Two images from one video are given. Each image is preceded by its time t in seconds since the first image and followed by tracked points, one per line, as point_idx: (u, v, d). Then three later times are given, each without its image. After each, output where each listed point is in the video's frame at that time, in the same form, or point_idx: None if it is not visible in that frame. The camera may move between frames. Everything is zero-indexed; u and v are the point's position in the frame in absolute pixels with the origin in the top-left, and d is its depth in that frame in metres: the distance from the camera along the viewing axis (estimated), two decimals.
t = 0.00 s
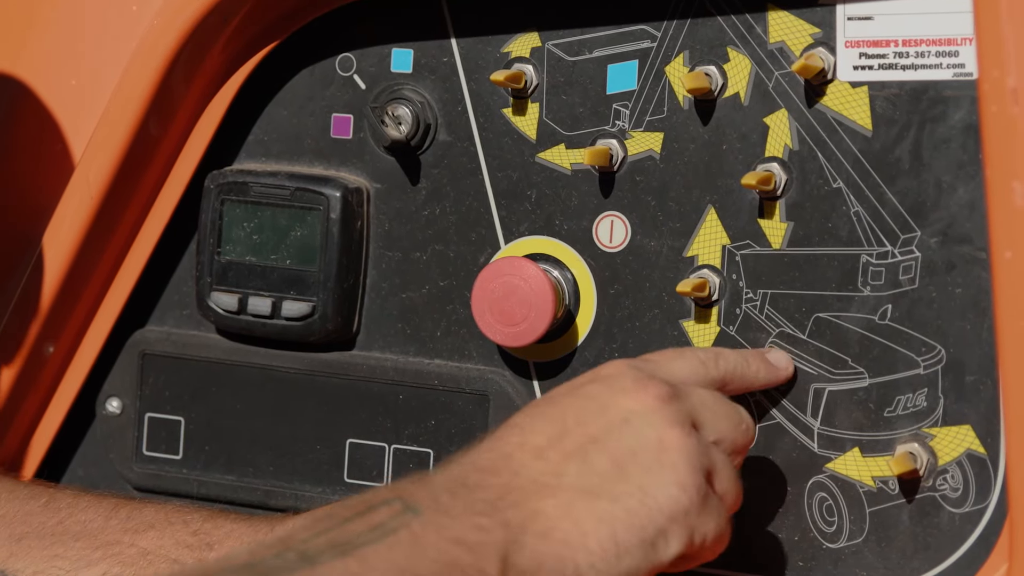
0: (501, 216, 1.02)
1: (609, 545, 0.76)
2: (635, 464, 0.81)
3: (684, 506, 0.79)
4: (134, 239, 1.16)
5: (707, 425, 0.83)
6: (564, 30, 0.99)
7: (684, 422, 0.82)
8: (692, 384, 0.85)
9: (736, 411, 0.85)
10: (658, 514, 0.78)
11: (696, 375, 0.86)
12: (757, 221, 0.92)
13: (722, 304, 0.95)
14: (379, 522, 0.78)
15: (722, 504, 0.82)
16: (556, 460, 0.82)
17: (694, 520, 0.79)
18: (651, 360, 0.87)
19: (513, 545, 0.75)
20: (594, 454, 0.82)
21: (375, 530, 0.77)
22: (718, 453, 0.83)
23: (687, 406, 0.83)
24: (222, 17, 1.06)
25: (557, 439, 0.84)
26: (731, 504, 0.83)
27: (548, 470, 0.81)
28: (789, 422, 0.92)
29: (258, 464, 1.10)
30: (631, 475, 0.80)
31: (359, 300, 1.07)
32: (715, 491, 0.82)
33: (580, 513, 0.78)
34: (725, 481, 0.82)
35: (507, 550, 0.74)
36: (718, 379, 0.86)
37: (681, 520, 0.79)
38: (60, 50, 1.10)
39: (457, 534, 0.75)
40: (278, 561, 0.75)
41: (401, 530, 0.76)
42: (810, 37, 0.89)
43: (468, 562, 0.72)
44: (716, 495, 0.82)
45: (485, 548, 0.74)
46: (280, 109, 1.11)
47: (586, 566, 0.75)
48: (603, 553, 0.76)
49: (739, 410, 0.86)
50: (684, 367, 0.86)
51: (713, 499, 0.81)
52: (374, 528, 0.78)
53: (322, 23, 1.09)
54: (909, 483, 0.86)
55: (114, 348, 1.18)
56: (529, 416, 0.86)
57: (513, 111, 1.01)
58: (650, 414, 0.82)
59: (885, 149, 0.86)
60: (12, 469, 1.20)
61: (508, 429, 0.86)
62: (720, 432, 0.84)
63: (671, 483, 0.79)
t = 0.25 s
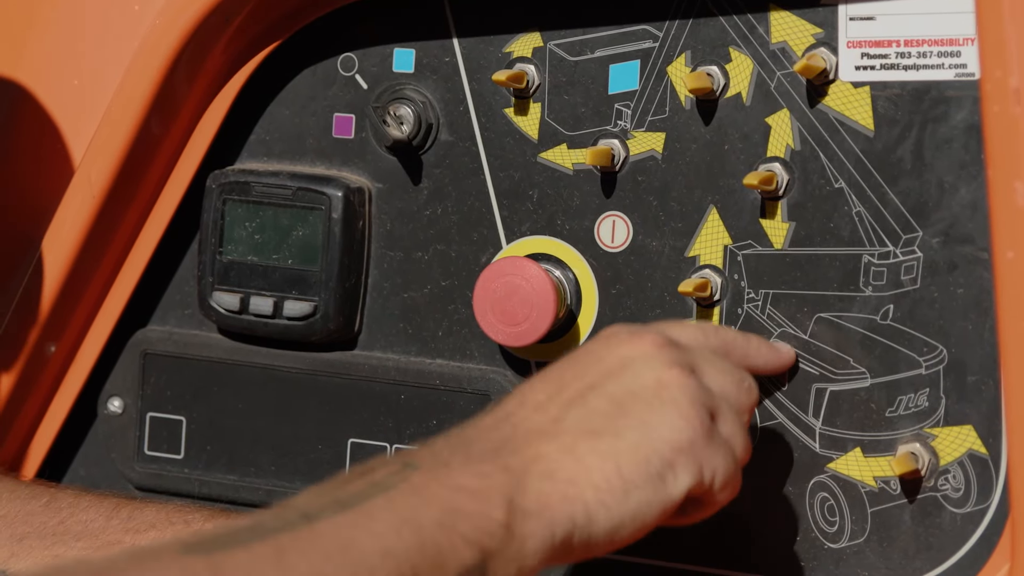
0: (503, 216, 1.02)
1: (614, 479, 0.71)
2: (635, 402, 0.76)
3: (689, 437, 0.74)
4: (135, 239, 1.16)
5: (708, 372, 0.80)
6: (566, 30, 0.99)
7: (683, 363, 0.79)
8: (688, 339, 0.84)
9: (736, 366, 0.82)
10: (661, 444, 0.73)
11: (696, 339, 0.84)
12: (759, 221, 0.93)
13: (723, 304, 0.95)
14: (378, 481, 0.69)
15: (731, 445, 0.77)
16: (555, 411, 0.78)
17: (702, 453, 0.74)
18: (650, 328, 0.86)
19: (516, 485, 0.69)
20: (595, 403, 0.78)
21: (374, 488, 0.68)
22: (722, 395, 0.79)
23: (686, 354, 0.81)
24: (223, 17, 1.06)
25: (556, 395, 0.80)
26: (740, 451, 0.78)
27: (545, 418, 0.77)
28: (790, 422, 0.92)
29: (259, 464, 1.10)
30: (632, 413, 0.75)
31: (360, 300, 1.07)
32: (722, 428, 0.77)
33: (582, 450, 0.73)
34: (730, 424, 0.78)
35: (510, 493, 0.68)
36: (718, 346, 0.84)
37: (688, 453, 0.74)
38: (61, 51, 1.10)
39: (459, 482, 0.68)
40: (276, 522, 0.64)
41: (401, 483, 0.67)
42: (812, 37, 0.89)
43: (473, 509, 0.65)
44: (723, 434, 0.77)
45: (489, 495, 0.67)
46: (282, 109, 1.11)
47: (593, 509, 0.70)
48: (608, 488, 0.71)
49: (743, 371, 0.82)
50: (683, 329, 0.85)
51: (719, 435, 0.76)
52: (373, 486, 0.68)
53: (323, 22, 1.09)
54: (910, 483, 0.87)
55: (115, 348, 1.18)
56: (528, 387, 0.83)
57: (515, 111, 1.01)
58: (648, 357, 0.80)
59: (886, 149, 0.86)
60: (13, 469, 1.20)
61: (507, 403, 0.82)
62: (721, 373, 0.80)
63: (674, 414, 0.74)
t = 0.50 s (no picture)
0: (503, 216, 1.02)
1: (623, 413, 0.70)
2: (643, 336, 0.75)
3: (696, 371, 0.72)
4: (136, 239, 1.16)
5: (715, 308, 0.78)
6: (567, 30, 0.99)
7: (690, 296, 0.77)
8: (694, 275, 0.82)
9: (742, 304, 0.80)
10: (670, 377, 0.71)
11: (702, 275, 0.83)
12: (759, 221, 0.93)
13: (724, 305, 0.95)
14: (383, 420, 0.71)
15: (739, 380, 0.75)
16: (563, 344, 0.76)
17: (711, 388, 0.73)
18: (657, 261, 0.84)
19: (523, 420, 0.68)
20: (600, 338, 0.76)
21: (381, 427, 0.70)
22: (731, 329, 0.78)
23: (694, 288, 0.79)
24: (224, 16, 1.06)
25: (563, 328, 0.78)
26: (749, 387, 0.76)
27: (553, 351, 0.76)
28: (790, 422, 0.92)
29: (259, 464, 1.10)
30: (641, 348, 0.74)
31: (361, 300, 1.07)
32: (730, 363, 0.75)
33: (590, 383, 0.72)
34: (738, 358, 0.76)
35: (518, 428, 0.68)
36: (722, 279, 0.83)
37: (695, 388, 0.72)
38: (62, 51, 1.10)
39: (465, 417, 0.68)
40: (281, 465, 0.66)
41: (407, 422, 0.69)
42: (813, 37, 0.89)
43: (479, 445, 0.66)
44: (732, 370, 0.75)
45: (496, 429, 0.67)
46: (283, 108, 1.11)
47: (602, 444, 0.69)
48: (617, 421, 0.70)
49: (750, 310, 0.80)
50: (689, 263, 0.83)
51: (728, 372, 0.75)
52: (377, 426, 0.70)
53: (324, 22, 1.09)
54: (911, 483, 0.87)
55: (115, 348, 1.18)
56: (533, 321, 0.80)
57: (516, 111, 1.01)
58: (655, 291, 0.78)
59: (887, 149, 0.86)
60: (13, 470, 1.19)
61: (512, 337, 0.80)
62: (729, 308, 0.79)
63: (682, 348, 0.73)
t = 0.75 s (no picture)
0: (503, 217, 1.02)
1: (607, 500, 0.72)
2: (631, 426, 0.77)
3: (679, 462, 0.74)
4: (136, 240, 1.16)
5: (699, 398, 0.81)
6: (566, 31, 0.99)
7: (674, 385, 0.80)
8: (679, 363, 0.85)
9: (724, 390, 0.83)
10: (655, 467, 0.74)
11: (690, 366, 0.85)
12: (759, 222, 0.93)
13: (723, 305, 0.95)
14: (371, 498, 0.74)
15: (721, 471, 0.77)
16: (549, 431, 0.79)
17: (694, 479, 0.75)
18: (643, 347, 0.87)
19: (510, 505, 0.71)
20: (589, 426, 0.79)
21: (368, 504, 0.73)
22: (714, 415, 0.80)
23: (678, 375, 0.82)
24: (223, 17, 1.06)
25: (550, 415, 0.82)
26: (731, 478, 0.78)
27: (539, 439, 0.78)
28: (790, 423, 0.92)
29: (259, 464, 1.10)
30: (626, 437, 0.76)
31: (361, 300, 1.07)
32: (714, 448, 0.77)
33: (575, 471, 0.74)
34: (722, 449, 0.78)
35: (503, 512, 0.70)
36: (711, 372, 0.85)
37: (678, 477, 0.74)
38: (61, 51, 1.10)
39: (452, 501, 0.71)
40: (270, 538, 0.70)
41: (395, 501, 0.72)
42: (812, 37, 0.89)
43: (465, 527, 0.69)
44: (715, 457, 0.77)
45: (482, 513, 0.69)
46: (283, 109, 1.11)
47: (586, 529, 0.71)
48: (602, 507, 0.72)
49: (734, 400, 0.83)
50: (675, 351, 0.86)
51: (711, 459, 0.77)
52: (366, 502, 0.73)
53: (324, 23, 1.09)
54: (911, 483, 0.87)
55: (115, 348, 1.18)
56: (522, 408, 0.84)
57: (515, 111, 1.01)
58: (642, 381, 0.80)
59: (886, 150, 0.86)
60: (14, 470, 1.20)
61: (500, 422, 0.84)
62: (712, 396, 0.81)
63: (665, 436, 0.75)
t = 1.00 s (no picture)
0: (505, 217, 1.02)
1: (630, 418, 0.71)
2: (648, 339, 0.76)
3: (700, 375, 0.74)
4: (136, 240, 1.16)
5: (717, 308, 0.79)
6: (568, 31, 0.99)
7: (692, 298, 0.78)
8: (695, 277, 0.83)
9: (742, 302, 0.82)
10: (675, 382, 0.73)
11: (705, 277, 0.84)
12: (760, 222, 0.93)
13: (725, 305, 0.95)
14: (393, 426, 0.70)
15: (742, 380, 0.77)
16: (567, 350, 0.77)
17: (715, 390, 0.74)
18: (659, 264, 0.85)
19: (532, 428, 0.69)
20: (606, 340, 0.77)
21: (389, 434, 0.69)
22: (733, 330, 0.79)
23: (696, 288, 0.80)
24: (225, 17, 1.06)
25: (568, 332, 0.79)
26: (750, 386, 0.78)
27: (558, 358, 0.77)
28: (792, 423, 0.92)
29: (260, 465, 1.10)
30: (645, 351, 0.75)
31: (362, 300, 1.07)
32: (733, 366, 0.77)
33: (596, 390, 0.73)
34: (741, 358, 0.78)
35: (526, 435, 0.68)
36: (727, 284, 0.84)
37: (698, 392, 0.73)
38: (62, 52, 1.10)
39: (473, 425, 0.68)
40: (292, 468, 0.65)
41: (417, 427, 0.69)
42: (814, 38, 0.89)
43: (487, 451, 0.66)
44: (735, 370, 0.77)
45: (504, 437, 0.67)
46: (284, 109, 1.11)
47: (612, 450, 0.70)
48: (626, 426, 0.71)
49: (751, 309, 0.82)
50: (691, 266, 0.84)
51: (731, 377, 0.76)
52: (388, 431, 0.70)
53: (325, 23, 1.09)
54: (912, 484, 0.87)
55: (116, 349, 1.18)
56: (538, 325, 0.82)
57: (517, 111, 1.01)
58: (657, 293, 0.79)
59: (888, 150, 0.86)
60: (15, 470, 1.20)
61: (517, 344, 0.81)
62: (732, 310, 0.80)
63: (684, 351, 0.74)
